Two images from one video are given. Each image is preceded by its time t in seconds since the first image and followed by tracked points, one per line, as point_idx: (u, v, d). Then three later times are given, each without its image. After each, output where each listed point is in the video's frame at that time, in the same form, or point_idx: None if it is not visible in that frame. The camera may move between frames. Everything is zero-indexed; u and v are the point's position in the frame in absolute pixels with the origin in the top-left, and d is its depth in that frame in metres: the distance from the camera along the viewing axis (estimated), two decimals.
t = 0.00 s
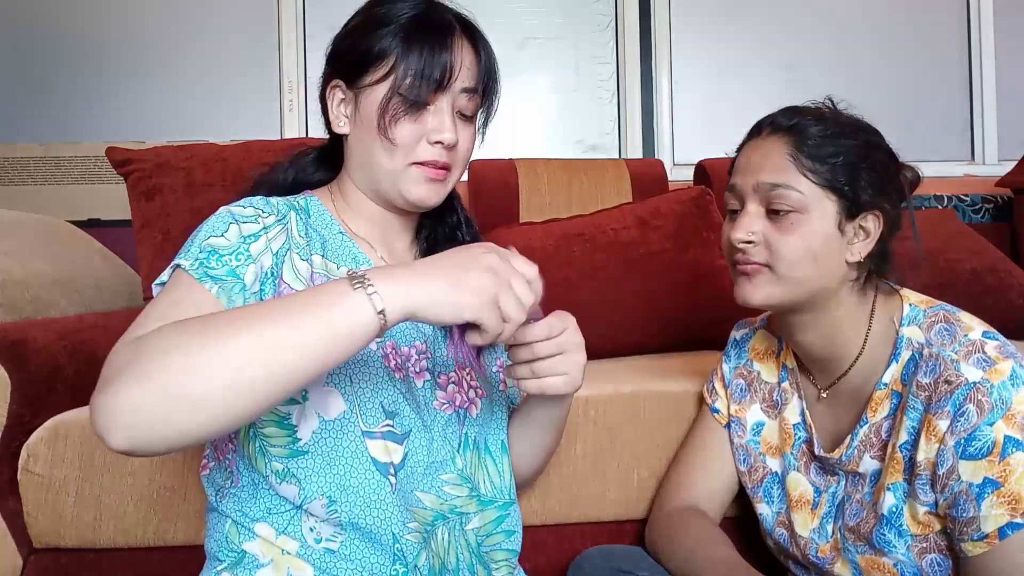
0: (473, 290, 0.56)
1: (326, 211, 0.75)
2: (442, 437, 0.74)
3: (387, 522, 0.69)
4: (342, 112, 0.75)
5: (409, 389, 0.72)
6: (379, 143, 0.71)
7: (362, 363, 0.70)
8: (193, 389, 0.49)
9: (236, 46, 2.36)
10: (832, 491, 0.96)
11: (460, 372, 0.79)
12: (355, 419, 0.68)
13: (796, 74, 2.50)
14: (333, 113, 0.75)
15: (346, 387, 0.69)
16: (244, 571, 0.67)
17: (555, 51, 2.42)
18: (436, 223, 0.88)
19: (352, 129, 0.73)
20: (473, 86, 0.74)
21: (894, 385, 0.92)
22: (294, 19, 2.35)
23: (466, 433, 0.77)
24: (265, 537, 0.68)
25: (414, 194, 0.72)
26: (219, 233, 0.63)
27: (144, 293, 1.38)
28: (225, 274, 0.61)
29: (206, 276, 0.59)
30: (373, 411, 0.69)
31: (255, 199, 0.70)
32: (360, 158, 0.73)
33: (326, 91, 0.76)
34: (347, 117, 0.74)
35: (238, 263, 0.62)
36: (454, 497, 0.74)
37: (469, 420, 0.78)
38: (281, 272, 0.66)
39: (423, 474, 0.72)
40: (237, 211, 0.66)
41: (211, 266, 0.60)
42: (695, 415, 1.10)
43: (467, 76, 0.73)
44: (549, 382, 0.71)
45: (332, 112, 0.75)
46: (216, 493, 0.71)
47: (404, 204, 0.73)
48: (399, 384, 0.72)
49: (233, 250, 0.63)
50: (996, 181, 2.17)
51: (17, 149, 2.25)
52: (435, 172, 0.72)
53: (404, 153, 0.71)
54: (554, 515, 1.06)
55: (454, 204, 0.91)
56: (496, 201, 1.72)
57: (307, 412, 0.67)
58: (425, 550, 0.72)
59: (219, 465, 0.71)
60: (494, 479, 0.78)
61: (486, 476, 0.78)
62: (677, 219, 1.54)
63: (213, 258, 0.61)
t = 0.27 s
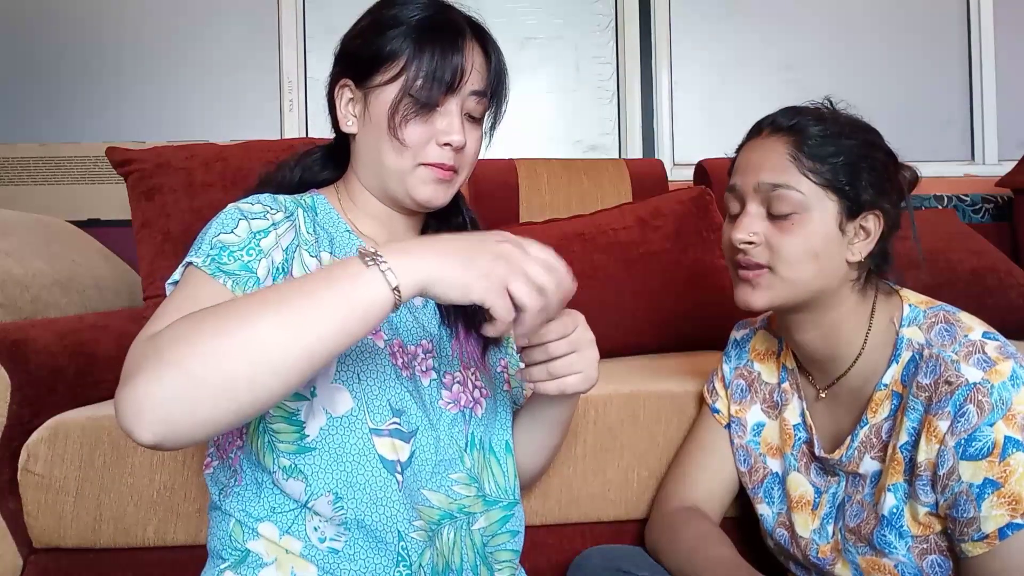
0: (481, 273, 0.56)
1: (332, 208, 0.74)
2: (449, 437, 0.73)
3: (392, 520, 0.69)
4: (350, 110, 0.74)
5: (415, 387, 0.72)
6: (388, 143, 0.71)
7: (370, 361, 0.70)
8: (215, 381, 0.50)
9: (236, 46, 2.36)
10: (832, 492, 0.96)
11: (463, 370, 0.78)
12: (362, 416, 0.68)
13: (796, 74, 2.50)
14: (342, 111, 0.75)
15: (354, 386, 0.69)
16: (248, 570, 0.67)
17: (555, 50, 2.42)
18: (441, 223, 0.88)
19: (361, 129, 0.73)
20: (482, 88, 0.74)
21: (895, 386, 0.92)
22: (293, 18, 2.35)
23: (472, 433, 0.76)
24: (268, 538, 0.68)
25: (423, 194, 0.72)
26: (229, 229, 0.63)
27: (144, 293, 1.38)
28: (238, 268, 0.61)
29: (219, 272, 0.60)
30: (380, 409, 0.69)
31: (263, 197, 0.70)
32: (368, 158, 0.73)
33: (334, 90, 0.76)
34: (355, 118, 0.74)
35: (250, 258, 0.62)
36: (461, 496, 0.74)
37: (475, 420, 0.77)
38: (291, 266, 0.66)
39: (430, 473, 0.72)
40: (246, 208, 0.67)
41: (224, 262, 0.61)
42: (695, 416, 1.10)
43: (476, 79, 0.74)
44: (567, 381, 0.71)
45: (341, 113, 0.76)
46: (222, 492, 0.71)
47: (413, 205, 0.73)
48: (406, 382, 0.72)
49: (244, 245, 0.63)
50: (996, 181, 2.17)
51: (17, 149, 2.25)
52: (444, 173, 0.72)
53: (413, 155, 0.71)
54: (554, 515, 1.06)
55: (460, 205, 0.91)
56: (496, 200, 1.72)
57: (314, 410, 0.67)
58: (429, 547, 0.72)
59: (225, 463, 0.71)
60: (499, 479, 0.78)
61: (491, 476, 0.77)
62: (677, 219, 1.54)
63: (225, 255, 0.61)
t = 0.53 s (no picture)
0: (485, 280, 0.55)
1: (334, 209, 0.75)
2: (455, 443, 0.73)
3: (395, 527, 0.70)
4: (349, 108, 0.74)
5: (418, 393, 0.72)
6: (389, 139, 0.71)
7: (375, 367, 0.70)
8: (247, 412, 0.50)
9: (236, 46, 2.36)
10: (833, 492, 0.96)
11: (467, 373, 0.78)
12: (367, 423, 0.68)
13: (796, 74, 2.50)
14: (340, 108, 0.75)
15: (359, 394, 0.68)
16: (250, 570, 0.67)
17: (555, 51, 2.42)
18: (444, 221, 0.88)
19: (361, 125, 0.73)
20: (482, 81, 0.74)
21: (895, 386, 0.92)
22: (294, 19, 2.34)
23: (476, 436, 0.76)
24: (271, 539, 0.68)
25: (426, 189, 0.72)
26: (231, 258, 0.62)
27: (144, 293, 1.38)
28: (245, 302, 0.60)
29: (226, 310, 0.59)
30: (384, 417, 0.69)
31: (262, 207, 0.68)
32: (369, 154, 0.73)
33: (332, 88, 0.76)
34: (354, 114, 0.74)
35: (255, 288, 0.62)
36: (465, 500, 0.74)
37: (479, 423, 0.77)
38: (296, 283, 0.65)
39: (435, 478, 0.71)
40: (245, 228, 0.65)
41: (228, 296, 0.60)
42: (696, 416, 1.10)
43: (475, 71, 0.74)
44: (571, 394, 0.71)
45: (340, 110, 0.75)
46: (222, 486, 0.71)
47: (415, 200, 0.73)
48: (410, 388, 0.71)
49: (247, 272, 0.62)
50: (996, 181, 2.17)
51: (17, 149, 2.25)
52: (446, 167, 0.72)
53: (415, 149, 0.71)
54: (554, 515, 1.06)
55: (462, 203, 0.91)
56: (496, 200, 1.72)
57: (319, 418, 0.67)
58: (431, 555, 0.73)
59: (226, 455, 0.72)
60: (501, 482, 0.78)
61: (495, 479, 0.77)
62: (678, 219, 1.54)
63: (230, 287, 0.60)
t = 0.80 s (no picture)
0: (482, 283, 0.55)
1: (334, 209, 0.75)
2: (454, 445, 0.73)
3: (394, 530, 0.69)
4: (351, 107, 0.74)
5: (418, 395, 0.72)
6: (391, 139, 0.71)
7: (376, 370, 0.69)
8: (263, 426, 0.49)
9: (236, 46, 2.36)
10: (833, 492, 0.96)
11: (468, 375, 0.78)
12: (366, 427, 0.68)
13: (796, 74, 2.50)
14: (342, 107, 0.75)
15: (359, 395, 0.68)
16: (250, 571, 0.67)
17: (555, 50, 2.42)
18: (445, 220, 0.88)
19: (363, 125, 0.73)
20: (486, 83, 0.74)
21: (896, 386, 0.92)
22: (294, 18, 2.34)
23: (476, 437, 0.77)
24: (272, 539, 0.68)
25: (427, 190, 0.72)
26: (230, 259, 0.63)
27: (145, 293, 1.38)
28: (242, 306, 0.60)
29: (223, 312, 0.59)
30: (385, 419, 0.69)
31: (262, 207, 0.69)
32: (371, 154, 0.73)
33: (335, 86, 0.76)
34: (356, 114, 0.74)
35: (253, 289, 0.62)
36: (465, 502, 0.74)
37: (479, 424, 0.77)
38: (296, 283, 0.65)
39: (435, 480, 0.71)
40: (245, 227, 0.65)
41: (226, 298, 0.60)
42: (696, 416, 1.10)
43: (480, 73, 0.73)
44: (577, 404, 0.70)
45: (343, 109, 0.75)
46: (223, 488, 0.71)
47: (415, 201, 0.73)
48: (410, 389, 0.71)
49: (246, 275, 0.62)
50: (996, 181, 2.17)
51: (17, 149, 2.25)
52: (448, 168, 0.72)
53: (416, 150, 0.71)
54: (555, 515, 1.06)
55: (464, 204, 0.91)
56: (496, 201, 1.72)
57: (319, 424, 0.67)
58: (431, 557, 0.73)
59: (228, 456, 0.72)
60: (500, 482, 0.78)
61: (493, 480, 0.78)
62: (677, 219, 1.54)
63: (228, 289, 0.61)
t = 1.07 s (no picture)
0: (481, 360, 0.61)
1: (330, 214, 0.75)
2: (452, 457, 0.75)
3: (394, 539, 0.70)
4: (346, 102, 0.73)
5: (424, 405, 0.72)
6: (395, 135, 0.70)
7: (376, 381, 0.68)
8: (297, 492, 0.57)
9: (236, 46, 2.36)
10: (833, 491, 0.96)
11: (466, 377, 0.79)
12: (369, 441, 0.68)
13: (797, 74, 2.49)
14: (336, 102, 0.73)
15: (359, 410, 0.67)
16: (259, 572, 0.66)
17: (556, 51, 2.42)
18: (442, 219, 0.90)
19: (361, 121, 0.72)
20: (482, 74, 0.75)
21: (895, 385, 0.92)
22: (294, 18, 2.34)
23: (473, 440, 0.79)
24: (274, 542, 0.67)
25: (431, 185, 0.72)
26: (223, 291, 0.62)
27: (144, 293, 1.38)
28: (232, 351, 0.60)
29: (218, 354, 0.60)
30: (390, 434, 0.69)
31: (254, 222, 0.67)
32: (372, 152, 0.72)
33: (324, 80, 0.74)
34: (352, 110, 0.73)
35: (247, 328, 0.61)
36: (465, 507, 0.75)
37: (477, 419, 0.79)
38: (292, 303, 0.65)
39: (441, 487, 0.74)
40: (238, 252, 0.64)
41: (220, 338, 0.60)
42: (695, 415, 1.10)
43: (477, 64, 0.74)
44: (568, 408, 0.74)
45: (336, 105, 0.74)
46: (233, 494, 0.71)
47: (419, 196, 0.73)
48: (413, 399, 0.71)
49: (238, 310, 0.62)
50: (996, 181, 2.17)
51: (17, 149, 2.25)
52: (449, 162, 0.72)
53: (422, 145, 0.71)
54: (555, 515, 1.06)
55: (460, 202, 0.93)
56: (496, 200, 1.72)
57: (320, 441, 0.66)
58: (432, 562, 0.73)
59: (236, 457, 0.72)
60: (497, 483, 0.80)
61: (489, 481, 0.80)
62: (677, 219, 1.54)
63: (223, 328, 0.61)
